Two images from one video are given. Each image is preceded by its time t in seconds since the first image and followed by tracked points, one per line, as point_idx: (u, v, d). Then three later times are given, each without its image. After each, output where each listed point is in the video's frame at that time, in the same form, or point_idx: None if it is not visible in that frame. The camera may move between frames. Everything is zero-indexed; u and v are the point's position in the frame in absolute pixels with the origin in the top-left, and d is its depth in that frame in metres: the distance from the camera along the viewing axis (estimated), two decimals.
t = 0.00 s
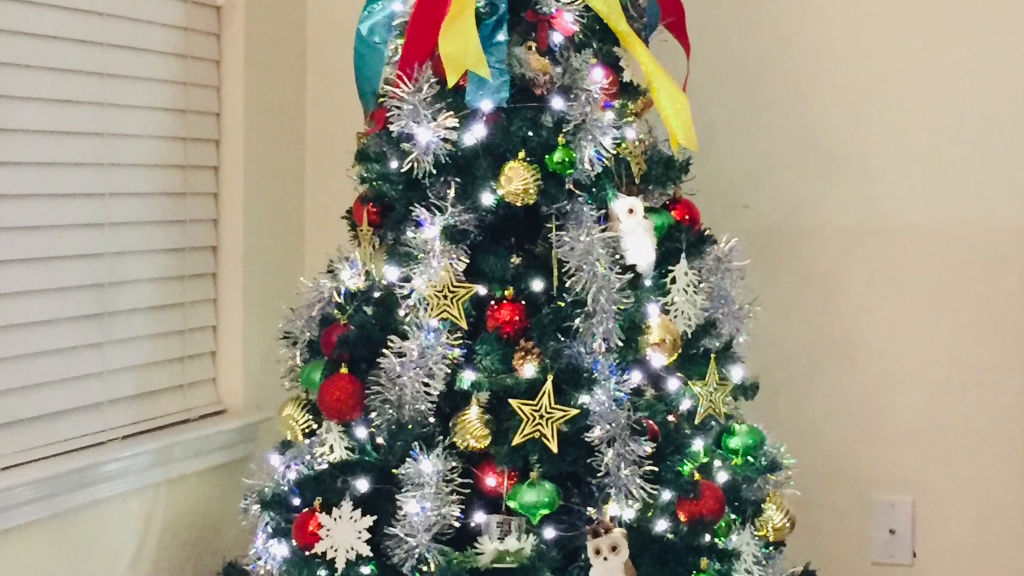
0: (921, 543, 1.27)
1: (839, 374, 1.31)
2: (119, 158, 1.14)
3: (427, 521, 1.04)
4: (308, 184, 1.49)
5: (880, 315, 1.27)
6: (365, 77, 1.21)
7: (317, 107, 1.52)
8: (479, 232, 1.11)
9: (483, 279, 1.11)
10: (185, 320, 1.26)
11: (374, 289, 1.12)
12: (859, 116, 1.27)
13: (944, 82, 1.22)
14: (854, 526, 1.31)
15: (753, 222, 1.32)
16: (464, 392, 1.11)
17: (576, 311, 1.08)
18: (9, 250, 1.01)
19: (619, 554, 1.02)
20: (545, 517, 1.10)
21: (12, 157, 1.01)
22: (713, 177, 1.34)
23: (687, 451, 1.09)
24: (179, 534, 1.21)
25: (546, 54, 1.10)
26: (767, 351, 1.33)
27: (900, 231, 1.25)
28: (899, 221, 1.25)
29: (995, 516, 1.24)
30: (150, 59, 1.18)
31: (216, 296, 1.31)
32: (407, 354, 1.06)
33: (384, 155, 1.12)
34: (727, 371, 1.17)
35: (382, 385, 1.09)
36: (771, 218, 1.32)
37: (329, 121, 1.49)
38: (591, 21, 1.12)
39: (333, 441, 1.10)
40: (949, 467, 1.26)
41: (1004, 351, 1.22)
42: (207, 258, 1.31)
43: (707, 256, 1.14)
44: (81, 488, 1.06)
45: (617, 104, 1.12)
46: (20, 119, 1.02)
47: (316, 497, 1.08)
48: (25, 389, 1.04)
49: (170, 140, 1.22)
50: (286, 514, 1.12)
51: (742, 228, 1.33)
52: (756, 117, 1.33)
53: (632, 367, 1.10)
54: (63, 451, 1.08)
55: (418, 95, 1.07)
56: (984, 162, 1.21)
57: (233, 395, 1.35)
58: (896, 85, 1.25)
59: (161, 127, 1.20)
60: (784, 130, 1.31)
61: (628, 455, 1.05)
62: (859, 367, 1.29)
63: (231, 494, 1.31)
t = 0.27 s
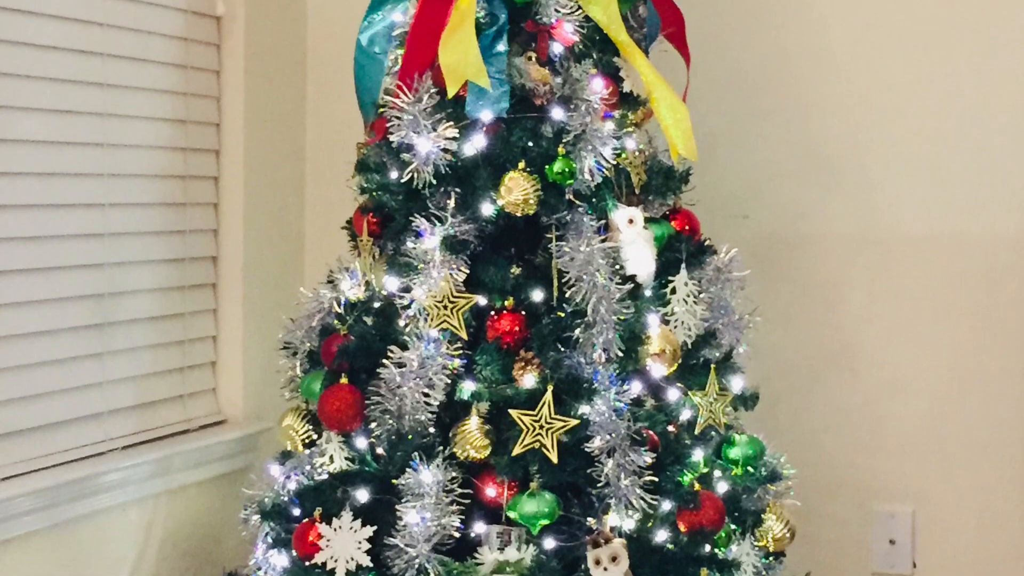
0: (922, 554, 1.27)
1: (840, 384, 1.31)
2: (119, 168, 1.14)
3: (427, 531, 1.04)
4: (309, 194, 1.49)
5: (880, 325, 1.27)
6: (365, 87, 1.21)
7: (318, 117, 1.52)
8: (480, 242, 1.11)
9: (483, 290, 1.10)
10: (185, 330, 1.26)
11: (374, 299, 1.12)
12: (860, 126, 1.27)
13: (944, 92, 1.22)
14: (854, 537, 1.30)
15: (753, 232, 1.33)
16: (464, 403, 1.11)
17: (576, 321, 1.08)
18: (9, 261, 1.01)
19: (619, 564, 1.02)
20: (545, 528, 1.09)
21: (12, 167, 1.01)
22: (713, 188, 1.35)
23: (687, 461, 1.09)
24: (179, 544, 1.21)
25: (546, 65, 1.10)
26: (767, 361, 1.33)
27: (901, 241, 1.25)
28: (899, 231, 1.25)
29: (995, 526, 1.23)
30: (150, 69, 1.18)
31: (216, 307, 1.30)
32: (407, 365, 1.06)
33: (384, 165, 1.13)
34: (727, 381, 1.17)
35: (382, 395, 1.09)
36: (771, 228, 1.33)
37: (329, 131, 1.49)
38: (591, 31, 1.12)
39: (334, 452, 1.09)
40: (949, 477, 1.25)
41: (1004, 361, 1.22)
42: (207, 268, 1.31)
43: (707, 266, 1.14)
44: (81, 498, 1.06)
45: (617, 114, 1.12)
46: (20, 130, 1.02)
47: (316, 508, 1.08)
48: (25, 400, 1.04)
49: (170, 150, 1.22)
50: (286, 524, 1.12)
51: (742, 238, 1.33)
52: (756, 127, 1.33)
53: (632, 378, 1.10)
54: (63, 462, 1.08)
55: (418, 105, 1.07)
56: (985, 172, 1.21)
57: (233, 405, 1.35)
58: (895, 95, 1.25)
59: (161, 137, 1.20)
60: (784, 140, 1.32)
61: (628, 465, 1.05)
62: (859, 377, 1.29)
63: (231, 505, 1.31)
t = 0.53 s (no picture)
0: (922, 564, 1.26)
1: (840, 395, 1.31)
2: (119, 179, 1.14)
3: (427, 541, 1.04)
4: (309, 205, 1.49)
5: (880, 336, 1.27)
6: (365, 98, 1.21)
7: (318, 128, 1.52)
8: (480, 253, 1.11)
9: (483, 300, 1.11)
10: (185, 340, 1.26)
11: (374, 309, 1.12)
12: (859, 136, 1.27)
13: (944, 103, 1.22)
14: (854, 547, 1.30)
15: (753, 242, 1.33)
16: (464, 413, 1.11)
17: (576, 331, 1.08)
18: (8, 271, 1.01)
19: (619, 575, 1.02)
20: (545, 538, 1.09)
21: (12, 177, 1.01)
22: (713, 199, 1.35)
23: (687, 471, 1.09)
24: (179, 554, 1.21)
25: (546, 75, 1.10)
26: (767, 372, 1.33)
27: (901, 252, 1.25)
28: (899, 241, 1.25)
29: (995, 536, 1.22)
30: (150, 80, 1.18)
31: (216, 317, 1.31)
32: (407, 375, 1.06)
33: (385, 176, 1.12)
34: (727, 392, 1.17)
35: (382, 406, 1.08)
36: (771, 238, 1.33)
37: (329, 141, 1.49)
38: (591, 41, 1.12)
39: (333, 462, 1.09)
40: (949, 487, 1.24)
41: (1004, 371, 1.21)
42: (207, 278, 1.31)
43: (707, 276, 1.14)
44: (81, 508, 1.06)
45: (617, 125, 1.12)
46: (20, 140, 1.02)
47: (316, 518, 1.08)
48: (25, 410, 1.04)
49: (170, 161, 1.22)
50: (286, 535, 1.12)
51: (742, 248, 1.34)
52: (756, 137, 1.34)
53: (632, 389, 1.10)
54: (63, 472, 1.08)
55: (418, 116, 1.07)
56: (984, 182, 1.21)
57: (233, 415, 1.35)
58: (895, 105, 1.25)
59: (161, 147, 1.20)
60: (784, 151, 1.32)
61: (628, 476, 1.04)
62: (859, 388, 1.29)
63: (231, 515, 1.31)
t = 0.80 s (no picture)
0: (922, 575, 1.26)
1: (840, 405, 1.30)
2: (119, 189, 1.14)
3: (427, 552, 1.04)
4: (309, 215, 1.50)
5: (880, 346, 1.27)
6: (365, 108, 1.21)
7: (318, 138, 1.53)
8: (480, 263, 1.11)
9: (483, 310, 1.11)
10: (185, 351, 1.25)
11: (374, 320, 1.12)
12: (860, 146, 1.27)
13: (944, 113, 1.22)
14: (855, 557, 1.30)
15: (753, 253, 1.33)
16: (464, 423, 1.11)
17: (576, 342, 1.08)
18: (9, 282, 1.01)
19: None
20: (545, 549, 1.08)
21: (12, 188, 1.01)
22: (713, 209, 1.35)
23: (687, 481, 1.09)
24: (179, 565, 1.21)
25: (546, 85, 1.10)
26: (767, 382, 1.33)
27: (901, 262, 1.25)
28: (899, 251, 1.25)
29: (996, 547, 1.22)
30: (150, 90, 1.19)
31: (216, 327, 1.31)
32: (407, 385, 1.06)
33: (385, 186, 1.12)
34: (727, 403, 1.17)
35: (382, 416, 1.09)
36: (770, 249, 1.33)
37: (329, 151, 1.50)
38: (591, 52, 1.12)
39: (333, 472, 1.09)
40: (949, 497, 1.24)
41: (1004, 382, 1.21)
42: (207, 289, 1.31)
43: (707, 287, 1.15)
44: (81, 519, 1.06)
45: (617, 135, 1.12)
46: (20, 151, 1.02)
47: (316, 528, 1.08)
48: (26, 420, 1.04)
49: (170, 171, 1.22)
50: (286, 545, 1.12)
51: (741, 259, 1.34)
52: (756, 147, 1.34)
53: (632, 399, 1.10)
54: (63, 483, 1.08)
55: (418, 126, 1.07)
56: (985, 193, 1.21)
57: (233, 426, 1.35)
58: (895, 116, 1.25)
59: (161, 158, 1.20)
60: (784, 161, 1.32)
61: (628, 486, 1.04)
62: (859, 398, 1.29)
63: (230, 525, 1.31)
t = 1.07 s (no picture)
0: None
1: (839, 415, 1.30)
2: (119, 200, 1.14)
3: (427, 562, 1.03)
4: (309, 225, 1.50)
5: (880, 357, 1.27)
6: (365, 118, 1.21)
7: (318, 148, 1.53)
8: (480, 273, 1.11)
9: (483, 321, 1.11)
10: (185, 361, 1.25)
11: (374, 330, 1.12)
12: (860, 157, 1.27)
13: (944, 123, 1.22)
14: (855, 567, 1.30)
15: (753, 263, 1.33)
16: (464, 434, 1.11)
17: (576, 352, 1.08)
18: (8, 292, 1.01)
19: None
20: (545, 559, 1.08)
21: (13, 199, 1.01)
22: (713, 220, 1.36)
23: (687, 492, 1.09)
24: None
25: (546, 96, 1.10)
26: (767, 393, 1.33)
27: (900, 272, 1.25)
28: (899, 262, 1.25)
29: (996, 557, 1.22)
30: (149, 100, 1.19)
31: (216, 338, 1.31)
32: (407, 396, 1.06)
33: (384, 197, 1.12)
34: (727, 413, 1.17)
35: (382, 426, 1.09)
36: (770, 259, 1.33)
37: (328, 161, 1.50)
38: (591, 62, 1.12)
39: (333, 482, 1.09)
40: (949, 507, 1.24)
41: (1004, 392, 1.21)
42: (207, 299, 1.31)
43: (707, 297, 1.15)
44: (80, 530, 1.06)
45: (618, 146, 1.12)
46: (20, 161, 1.02)
47: (316, 539, 1.09)
48: (26, 431, 1.04)
49: (170, 182, 1.22)
50: (286, 555, 1.12)
51: (741, 269, 1.34)
52: (756, 158, 1.34)
53: (632, 409, 1.10)
54: (63, 493, 1.08)
55: (418, 136, 1.07)
56: (984, 203, 1.21)
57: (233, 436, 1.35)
58: (895, 126, 1.25)
59: (161, 168, 1.20)
60: (784, 172, 1.32)
61: (629, 496, 1.04)
62: (859, 408, 1.29)
63: (231, 536, 1.31)
